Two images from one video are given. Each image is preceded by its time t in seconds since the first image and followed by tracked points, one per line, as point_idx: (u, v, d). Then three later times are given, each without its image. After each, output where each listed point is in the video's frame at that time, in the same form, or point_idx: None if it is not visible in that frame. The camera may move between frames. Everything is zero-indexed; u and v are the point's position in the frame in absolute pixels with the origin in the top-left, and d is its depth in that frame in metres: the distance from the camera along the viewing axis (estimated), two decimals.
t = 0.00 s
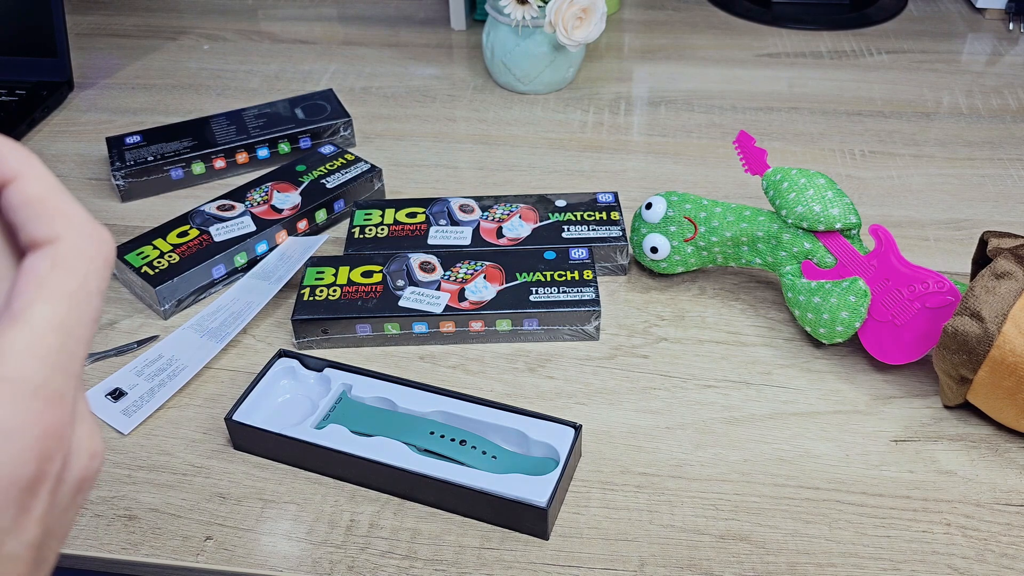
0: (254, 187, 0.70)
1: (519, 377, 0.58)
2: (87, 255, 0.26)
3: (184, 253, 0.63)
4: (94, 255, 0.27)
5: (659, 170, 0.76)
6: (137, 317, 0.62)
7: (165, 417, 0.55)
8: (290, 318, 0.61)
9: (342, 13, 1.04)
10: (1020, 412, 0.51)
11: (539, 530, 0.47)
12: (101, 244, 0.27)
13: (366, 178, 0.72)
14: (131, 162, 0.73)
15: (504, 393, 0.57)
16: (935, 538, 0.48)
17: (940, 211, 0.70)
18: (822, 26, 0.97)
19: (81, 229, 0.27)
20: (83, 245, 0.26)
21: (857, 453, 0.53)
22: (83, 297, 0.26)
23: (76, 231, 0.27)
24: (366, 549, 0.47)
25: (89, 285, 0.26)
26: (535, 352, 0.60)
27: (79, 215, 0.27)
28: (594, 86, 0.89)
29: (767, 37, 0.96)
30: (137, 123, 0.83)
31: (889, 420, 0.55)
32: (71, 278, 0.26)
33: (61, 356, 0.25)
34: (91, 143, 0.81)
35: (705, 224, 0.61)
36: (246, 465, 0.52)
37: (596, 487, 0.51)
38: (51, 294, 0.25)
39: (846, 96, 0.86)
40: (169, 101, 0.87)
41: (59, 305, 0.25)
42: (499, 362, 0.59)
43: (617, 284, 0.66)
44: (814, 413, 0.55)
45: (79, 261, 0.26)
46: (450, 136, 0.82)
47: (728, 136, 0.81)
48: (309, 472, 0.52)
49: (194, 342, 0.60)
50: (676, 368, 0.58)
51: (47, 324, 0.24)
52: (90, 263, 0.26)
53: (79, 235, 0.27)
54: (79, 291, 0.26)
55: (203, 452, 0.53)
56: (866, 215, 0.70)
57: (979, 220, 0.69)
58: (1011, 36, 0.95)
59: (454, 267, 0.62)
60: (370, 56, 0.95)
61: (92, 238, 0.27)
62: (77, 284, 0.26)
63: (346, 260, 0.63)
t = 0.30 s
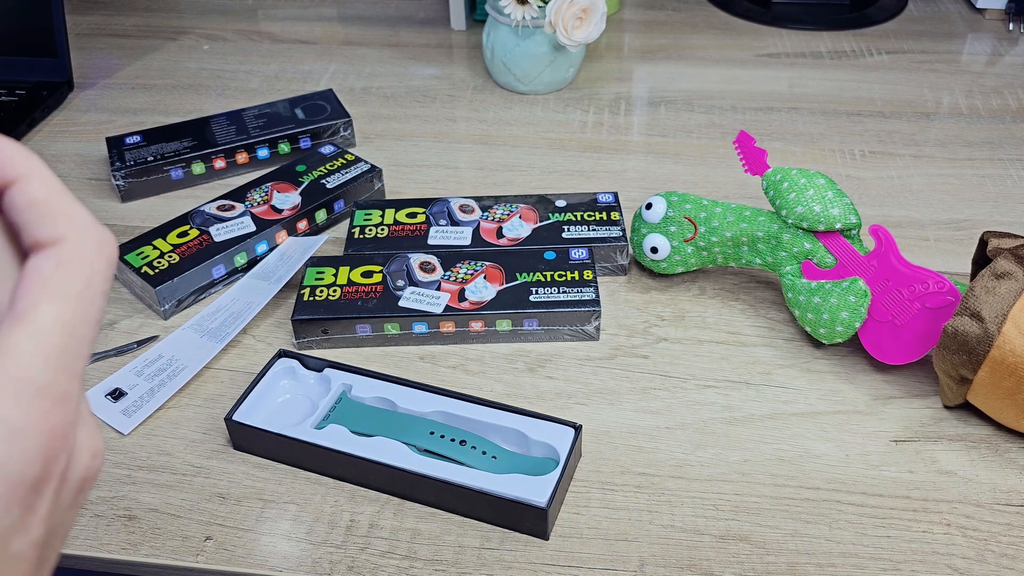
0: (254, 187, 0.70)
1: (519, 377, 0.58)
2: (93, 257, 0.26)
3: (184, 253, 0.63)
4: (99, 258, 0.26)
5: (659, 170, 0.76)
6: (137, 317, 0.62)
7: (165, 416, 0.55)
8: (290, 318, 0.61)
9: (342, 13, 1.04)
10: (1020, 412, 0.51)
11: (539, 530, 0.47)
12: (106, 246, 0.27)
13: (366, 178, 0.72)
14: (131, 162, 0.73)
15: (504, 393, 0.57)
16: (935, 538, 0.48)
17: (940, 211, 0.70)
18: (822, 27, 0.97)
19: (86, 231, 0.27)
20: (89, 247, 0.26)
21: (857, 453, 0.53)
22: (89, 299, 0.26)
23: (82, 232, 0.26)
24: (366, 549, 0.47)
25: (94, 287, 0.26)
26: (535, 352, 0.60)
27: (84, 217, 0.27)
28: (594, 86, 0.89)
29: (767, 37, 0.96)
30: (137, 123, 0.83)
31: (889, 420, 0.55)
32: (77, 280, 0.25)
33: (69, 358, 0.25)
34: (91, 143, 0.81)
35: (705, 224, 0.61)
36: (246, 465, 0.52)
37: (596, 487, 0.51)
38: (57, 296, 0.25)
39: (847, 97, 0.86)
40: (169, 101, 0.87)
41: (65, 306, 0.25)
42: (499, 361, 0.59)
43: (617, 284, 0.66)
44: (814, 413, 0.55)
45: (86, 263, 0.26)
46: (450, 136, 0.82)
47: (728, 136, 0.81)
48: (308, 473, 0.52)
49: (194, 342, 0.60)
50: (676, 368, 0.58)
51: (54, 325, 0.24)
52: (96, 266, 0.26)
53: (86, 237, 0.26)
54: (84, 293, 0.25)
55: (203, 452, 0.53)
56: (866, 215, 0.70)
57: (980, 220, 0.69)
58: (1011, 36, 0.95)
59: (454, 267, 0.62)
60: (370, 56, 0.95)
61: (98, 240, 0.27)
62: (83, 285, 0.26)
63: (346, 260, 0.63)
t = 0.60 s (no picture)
0: (254, 187, 0.70)
1: (519, 377, 0.58)
2: (139, 276, 0.28)
3: (184, 253, 0.63)
4: (146, 278, 0.28)
5: (659, 170, 0.76)
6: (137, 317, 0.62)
7: (165, 416, 0.55)
8: (290, 318, 0.61)
9: (342, 13, 1.04)
10: (1020, 412, 0.51)
11: (539, 529, 0.47)
12: (152, 268, 0.28)
13: (366, 178, 0.72)
14: (131, 162, 0.73)
15: (505, 393, 0.57)
16: (935, 538, 0.48)
17: (940, 211, 0.70)
18: (821, 27, 0.97)
19: (135, 250, 0.28)
20: (137, 266, 0.28)
21: (857, 453, 0.53)
22: (134, 315, 0.27)
23: (130, 252, 0.28)
24: (366, 549, 0.47)
25: (140, 304, 0.27)
26: (535, 352, 0.60)
27: (131, 237, 0.28)
28: (594, 86, 0.89)
29: (767, 37, 0.96)
30: (137, 123, 0.83)
31: (889, 420, 0.55)
32: (126, 297, 0.27)
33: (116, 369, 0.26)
34: (91, 143, 0.81)
35: (705, 224, 0.61)
36: (246, 465, 0.52)
37: (596, 487, 0.51)
38: (109, 310, 0.26)
39: (847, 96, 0.86)
40: (169, 101, 0.87)
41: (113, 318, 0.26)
42: (499, 362, 0.59)
43: (617, 284, 0.66)
44: (814, 413, 0.55)
45: (133, 281, 0.27)
46: (450, 136, 0.82)
47: (728, 136, 0.81)
48: (309, 473, 0.52)
49: (194, 343, 0.60)
50: (676, 368, 0.58)
51: (106, 338, 0.26)
52: (141, 286, 0.28)
53: (134, 257, 0.28)
54: (131, 310, 0.27)
55: (203, 452, 0.53)
56: (866, 215, 0.70)
57: (980, 220, 0.69)
58: (1011, 36, 0.95)
59: (454, 267, 0.62)
60: (370, 56, 0.95)
61: (145, 260, 0.28)
62: (130, 302, 0.27)
63: (346, 260, 0.63)
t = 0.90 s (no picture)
0: (254, 187, 0.70)
1: (519, 376, 0.58)
2: (137, 275, 0.28)
3: (184, 253, 0.63)
4: (144, 276, 0.28)
5: (659, 170, 0.76)
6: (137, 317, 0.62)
7: (165, 416, 0.55)
8: (290, 318, 0.61)
9: (342, 13, 1.04)
10: (1020, 413, 0.51)
11: (539, 529, 0.47)
12: (150, 267, 0.28)
13: (366, 178, 0.72)
14: (131, 162, 0.73)
15: (504, 393, 0.57)
16: (935, 538, 0.48)
17: (940, 211, 0.70)
18: (821, 27, 0.97)
19: (134, 249, 0.28)
20: (136, 264, 0.28)
21: (857, 453, 0.53)
22: (131, 313, 0.27)
23: (129, 250, 0.28)
24: (366, 549, 0.47)
25: (137, 303, 0.27)
26: (535, 352, 0.60)
27: (131, 237, 0.28)
28: (594, 86, 0.89)
29: (767, 37, 0.96)
30: (137, 123, 0.83)
31: (889, 420, 0.55)
32: (124, 295, 0.27)
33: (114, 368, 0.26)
34: (91, 143, 0.81)
35: (705, 224, 0.61)
36: (246, 465, 0.52)
37: (596, 487, 0.51)
38: (106, 308, 0.26)
39: (847, 97, 0.86)
40: (169, 101, 0.87)
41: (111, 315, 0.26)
42: (499, 362, 0.59)
43: (617, 284, 0.66)
44: (814, 413, 0.55)
45: (132, 279, 0.27)
46: (450, 136, 0.82)
47: (728, 136, 0.81)
48: (309, 473, 0.52)
49: (194, 343, 0.60)
50: (676, 368, 0.58)
51: (103, 335, 0.26)
52: (140, 284, 0.28)
53: (133, 255, 0.28)
54: (129, 308, 0.27)
55: (203, 452, 0.53)
56: (866, 215, 0.70)
57: (980, 220, 0.69)
58: (1011, 36, 0.95)
59: (454, 267, 0.62)
60: (370, 56, 0.95)
61: (143, 258, 0.28)
62: (128, 301, 0.27)
63: (346, 260, 0.63)
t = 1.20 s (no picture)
0: (255, 187, 0.70)
1: (519, 376, 0.58)
2: (162, 281, 0.28)
3: (184, 253, 0.63)
4: (168, 281, 0.28)
5: (659, 170, 0.76)
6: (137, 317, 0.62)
7: (165, 416, 0.55)
8: (290, 318, 0.61)
9: (342, 13, 1.04)
10: (1021, 413, 0.51)
11: (539, 529, 0.47)
12: (174, 272, 0.29)
13: (366, 178, 0.72)
14: (131, 162, 0.73)
15: (505, 393, 0.57)
16: (935, 538, 0.48)
17: (940, 211, 0.70)
18: (821, 27, 0.97)
19: (157, 255, 0.29)
20: (159, 271, 0.28)
21: (857, 453, 0.53)
22: (155, 320, 0.28)
23: (153, 257, 0.28)
24: (366, 549, 0.47)
25: (162, 310, 0.28)
26: (535, 352, 0.60)
27: (154, 242, 0.29)
28: (594, 86, 0.89)
29: (767, 37, 0.96)
30: (137, 123, 0.83)
31: (889, 420, 0.55)
32: (149, 302, 0.27)
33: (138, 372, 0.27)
34: (91, 143, 0.81)
35: (705, 224, 0.61)
36: (246, 465, 0.52)
37: (596, 487, 0.51)
38: (131, 315, 0.27)
39: (847, 97, 0.86)
40: (170, 101, 0.87)
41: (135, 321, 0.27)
42: (499, 362, 0.59)
43: (617, 284, 0.65)
44: (814, 413, 0.55)
45: (156, 286, 0.28)
46: (451, 136, 0.82)
47: (728, 136, 0.81)
48: (309, 472, 0.52)
49: (195, 342, 0.60)
50: (676, 368, 0.58)
51: (127, 342, 0.26)
52: (164, 290, 0.28)
53: (156, 262, 0.28)
54: (153, 315, 0.28)
55: (203, 452, 0.53)
56: (866, 215, 0.70)
57: (980, 220, 0.69)
58: (1011, 36, 0.94)
59: (454, 267, 0.62)
60: (370, 56, 0.95)
61: (167, 265, 0.29)
62: (153, 308, 0.28)
63: (346, 260, 0.63)
